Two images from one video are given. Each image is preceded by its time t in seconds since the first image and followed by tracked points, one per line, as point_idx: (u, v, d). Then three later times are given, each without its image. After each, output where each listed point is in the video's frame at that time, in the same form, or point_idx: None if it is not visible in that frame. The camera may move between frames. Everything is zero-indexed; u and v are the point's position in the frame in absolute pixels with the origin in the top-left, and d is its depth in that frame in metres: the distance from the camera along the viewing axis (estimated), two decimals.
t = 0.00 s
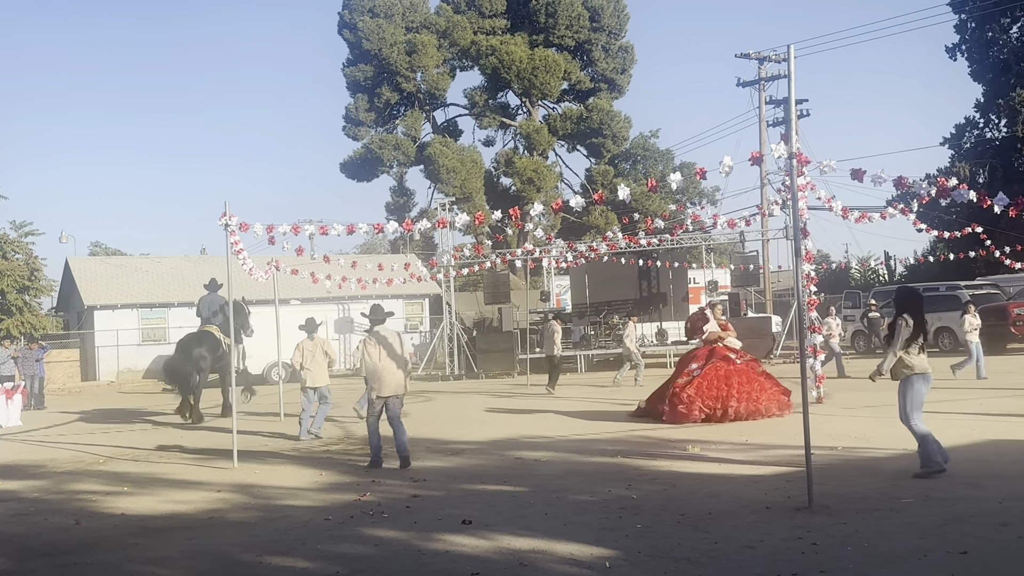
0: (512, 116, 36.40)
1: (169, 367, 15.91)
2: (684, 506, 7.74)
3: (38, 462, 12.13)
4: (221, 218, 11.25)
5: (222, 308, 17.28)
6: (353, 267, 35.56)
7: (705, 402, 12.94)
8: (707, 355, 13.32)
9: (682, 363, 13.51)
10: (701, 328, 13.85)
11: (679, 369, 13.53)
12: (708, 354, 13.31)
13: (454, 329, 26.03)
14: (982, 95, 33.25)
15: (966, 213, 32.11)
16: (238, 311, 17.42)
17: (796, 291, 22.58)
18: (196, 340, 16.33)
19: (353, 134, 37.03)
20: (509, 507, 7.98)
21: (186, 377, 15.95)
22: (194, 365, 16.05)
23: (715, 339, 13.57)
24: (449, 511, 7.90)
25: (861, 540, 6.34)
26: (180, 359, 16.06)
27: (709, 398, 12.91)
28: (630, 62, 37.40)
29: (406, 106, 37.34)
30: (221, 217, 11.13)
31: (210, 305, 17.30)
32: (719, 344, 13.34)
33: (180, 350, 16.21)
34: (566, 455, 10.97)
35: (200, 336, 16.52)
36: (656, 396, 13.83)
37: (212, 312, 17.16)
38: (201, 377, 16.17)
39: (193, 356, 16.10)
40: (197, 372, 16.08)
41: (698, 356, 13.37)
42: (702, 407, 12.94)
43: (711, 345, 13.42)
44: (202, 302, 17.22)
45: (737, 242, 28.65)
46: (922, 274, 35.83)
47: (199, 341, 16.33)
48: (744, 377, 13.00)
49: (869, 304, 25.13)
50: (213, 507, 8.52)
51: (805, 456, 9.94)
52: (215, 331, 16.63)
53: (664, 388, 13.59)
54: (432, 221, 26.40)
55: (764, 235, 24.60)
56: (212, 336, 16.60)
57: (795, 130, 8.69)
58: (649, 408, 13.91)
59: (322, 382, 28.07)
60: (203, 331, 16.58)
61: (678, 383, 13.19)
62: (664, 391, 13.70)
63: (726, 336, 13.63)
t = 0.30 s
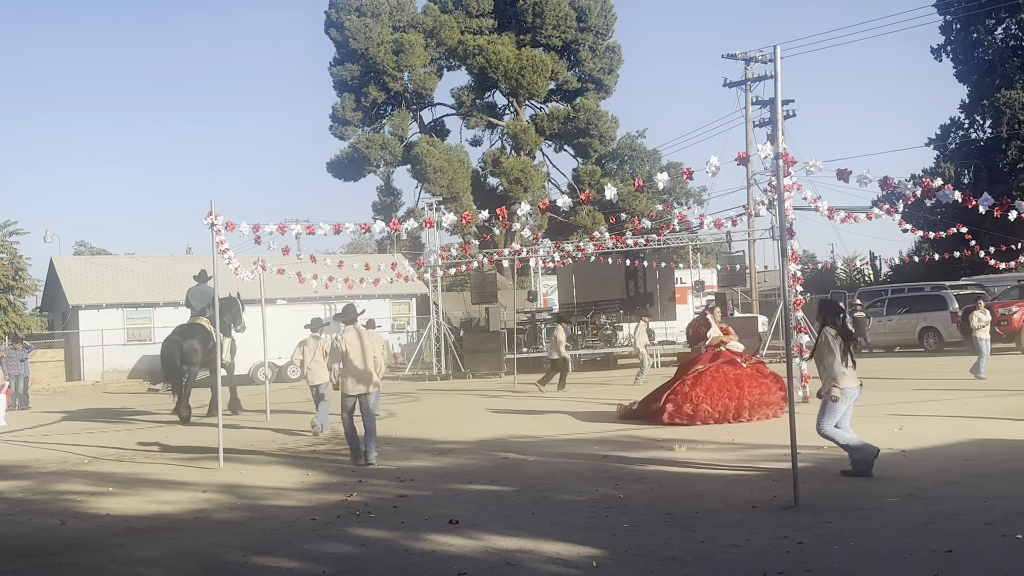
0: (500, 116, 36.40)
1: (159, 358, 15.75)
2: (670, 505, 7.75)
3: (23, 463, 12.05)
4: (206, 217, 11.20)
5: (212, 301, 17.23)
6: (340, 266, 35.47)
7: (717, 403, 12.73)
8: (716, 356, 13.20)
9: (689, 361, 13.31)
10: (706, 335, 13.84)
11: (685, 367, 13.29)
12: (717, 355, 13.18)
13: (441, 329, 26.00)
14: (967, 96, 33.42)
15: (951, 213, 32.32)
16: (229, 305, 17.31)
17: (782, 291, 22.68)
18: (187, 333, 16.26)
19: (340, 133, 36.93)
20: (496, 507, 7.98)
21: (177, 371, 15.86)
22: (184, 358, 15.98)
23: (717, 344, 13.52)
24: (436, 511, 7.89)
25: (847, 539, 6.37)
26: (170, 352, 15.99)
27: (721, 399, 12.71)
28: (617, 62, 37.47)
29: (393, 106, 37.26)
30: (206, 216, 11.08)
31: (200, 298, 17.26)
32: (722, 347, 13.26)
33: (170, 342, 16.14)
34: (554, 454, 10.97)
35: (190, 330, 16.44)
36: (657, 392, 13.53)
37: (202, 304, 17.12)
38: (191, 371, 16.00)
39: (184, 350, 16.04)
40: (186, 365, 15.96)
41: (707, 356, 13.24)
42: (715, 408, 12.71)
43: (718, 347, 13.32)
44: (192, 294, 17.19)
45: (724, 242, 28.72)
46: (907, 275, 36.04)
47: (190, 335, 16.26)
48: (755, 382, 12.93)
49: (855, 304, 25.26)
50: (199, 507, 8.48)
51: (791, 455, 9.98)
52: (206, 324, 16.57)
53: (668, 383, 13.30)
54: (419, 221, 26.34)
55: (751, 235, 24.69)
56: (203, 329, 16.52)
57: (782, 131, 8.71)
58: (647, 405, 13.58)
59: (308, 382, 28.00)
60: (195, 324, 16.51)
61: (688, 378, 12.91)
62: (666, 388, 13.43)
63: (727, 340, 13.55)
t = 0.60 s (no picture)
0: (487, 115, 36.38)
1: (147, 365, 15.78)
2: (657, 504, 7.77)
3: (7, 463, 11.96)
4: (192, 216, 11.14)
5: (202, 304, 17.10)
6: (326, 265, 35.40)
7: (722, 404, 12.65)
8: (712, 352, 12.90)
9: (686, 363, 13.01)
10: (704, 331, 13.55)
11: (684, 370, 13.01)
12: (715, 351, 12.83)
13: (428, 328, 25.97)
14: (952, 96, 33.58)
15: (937, 212, 32.48)
16: (220, 311, 17.31)
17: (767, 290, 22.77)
18: (178, 339, 16.28)
19: (326, 132, 36.83)
20: (483, 505, 7.98)
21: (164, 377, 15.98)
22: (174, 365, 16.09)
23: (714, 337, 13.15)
24: (423, 510, 7.87)
25: (832, 537, 6.40)
26: (159, 357, 16.08)
27: (726, 400, 12.62)
28: (604, 61, 37.51)
29: (380, 104, 37.17)
30: (193, 216, 11.02)
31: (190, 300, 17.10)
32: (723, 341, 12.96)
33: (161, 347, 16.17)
34: (541, 453, 10.98)
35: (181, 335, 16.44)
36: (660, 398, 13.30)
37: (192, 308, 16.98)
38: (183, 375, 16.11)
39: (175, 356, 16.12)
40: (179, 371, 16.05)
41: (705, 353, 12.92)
42: (720, 409, 12.64)
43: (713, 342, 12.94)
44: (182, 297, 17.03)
45: (710, 241, 28.80)
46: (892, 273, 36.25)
47: (180, 340, 16.29)
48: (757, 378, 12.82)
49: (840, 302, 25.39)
50: (185, 506, 8.44)
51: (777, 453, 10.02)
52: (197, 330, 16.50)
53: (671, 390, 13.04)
54: (406, 220, 26.28)
55: (737, 234, 24.77)
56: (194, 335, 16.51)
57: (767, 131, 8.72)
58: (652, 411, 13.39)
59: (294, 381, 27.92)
60: (186, 329, 16.47)
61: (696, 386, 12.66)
62: (668, 392, 13.20)
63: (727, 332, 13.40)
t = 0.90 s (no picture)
0: (474, 113, 36.35)
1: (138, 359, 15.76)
2: (644, 501, 7.78)
3: None
4: (178, 213, 11.09)
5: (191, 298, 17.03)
6: (313, 262, 35.28)
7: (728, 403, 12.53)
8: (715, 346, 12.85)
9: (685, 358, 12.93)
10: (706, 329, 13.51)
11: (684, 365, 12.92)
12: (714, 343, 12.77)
13: (415, 326, 25.93)
14: (938, 95, 33.75)
15: (922, 211, 32.66)
16: (210, 302, 17.23)
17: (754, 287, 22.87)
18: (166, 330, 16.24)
19: (313, 129, 36.74)
20: (470, 503, 7.97)
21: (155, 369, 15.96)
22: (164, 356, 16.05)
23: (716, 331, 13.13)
24: (410, 508, 7.87)
25: (818, 534, 6.42)
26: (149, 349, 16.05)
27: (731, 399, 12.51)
28: (591, 59, 37.56)
29: (367, 101, 37.07)
30: (178, 213, 10.98)
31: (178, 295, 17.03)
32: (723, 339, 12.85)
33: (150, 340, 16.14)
34: (528, 451, 10.98)
35: (170, 327, 16.40)
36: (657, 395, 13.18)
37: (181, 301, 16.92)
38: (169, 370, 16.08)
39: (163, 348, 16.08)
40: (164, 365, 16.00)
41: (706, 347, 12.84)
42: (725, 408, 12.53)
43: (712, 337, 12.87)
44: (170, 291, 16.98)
45: (697, 239, 28.86)
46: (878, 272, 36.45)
47: (168, 331, 16.25)
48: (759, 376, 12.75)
49: (826, 301, 25.51)
50: (171, 505, 8.40)
51: (763, 451, 10.06)
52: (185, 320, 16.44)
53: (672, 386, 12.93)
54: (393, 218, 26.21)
55: (724, 233, 24.84)
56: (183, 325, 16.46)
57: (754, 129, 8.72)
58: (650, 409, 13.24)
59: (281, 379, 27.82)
60: (173, 320, 16.44)
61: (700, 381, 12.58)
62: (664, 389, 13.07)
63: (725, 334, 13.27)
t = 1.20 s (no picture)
0: (462, 110, 36.31)
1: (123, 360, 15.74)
2: (633, 499, 7.80)
3: None
4: (164, 211, 11.04)
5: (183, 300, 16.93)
6: (301, 260, 35.19)
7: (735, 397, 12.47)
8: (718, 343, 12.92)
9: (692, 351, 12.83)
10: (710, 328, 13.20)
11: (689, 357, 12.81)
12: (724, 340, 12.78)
13: (404, 323, 25.91)
14: (924, 93, 33.91)
15: (908, 209, 32.82)
16: (201, 304, 17.10)
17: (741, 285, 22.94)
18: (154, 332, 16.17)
19: (301, 126, 36.65)
20: (459, 501, 7.97)
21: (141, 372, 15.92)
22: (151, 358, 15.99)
23: (720, 333, 13.13)
24: (399, 506, 7.87)
25: (806, 531, 6.46)
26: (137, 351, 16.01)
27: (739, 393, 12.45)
28: (580, 57, 37.58)
29: (355, 99, 36.98)
30: (165, 211, 10.93)
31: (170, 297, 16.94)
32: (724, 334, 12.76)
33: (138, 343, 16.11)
34: (517, 448, 10.99)
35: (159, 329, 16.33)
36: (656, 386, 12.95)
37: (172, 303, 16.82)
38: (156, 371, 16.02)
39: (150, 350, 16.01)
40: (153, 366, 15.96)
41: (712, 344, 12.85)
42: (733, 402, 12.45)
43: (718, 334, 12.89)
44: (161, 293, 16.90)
45: (686, 237, 28.91)
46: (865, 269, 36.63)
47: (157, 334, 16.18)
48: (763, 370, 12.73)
49: (814, 298, 25.61)
50: (158, 503, 8.38)
51: (751, 448, 10.10)
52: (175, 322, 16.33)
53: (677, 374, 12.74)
54: (381, 215, 26.16)
55: (712, 231, 24.91)
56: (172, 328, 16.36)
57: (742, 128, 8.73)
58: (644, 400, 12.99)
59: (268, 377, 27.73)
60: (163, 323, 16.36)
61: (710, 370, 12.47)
62: (665, 381, 12.88)
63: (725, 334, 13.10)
